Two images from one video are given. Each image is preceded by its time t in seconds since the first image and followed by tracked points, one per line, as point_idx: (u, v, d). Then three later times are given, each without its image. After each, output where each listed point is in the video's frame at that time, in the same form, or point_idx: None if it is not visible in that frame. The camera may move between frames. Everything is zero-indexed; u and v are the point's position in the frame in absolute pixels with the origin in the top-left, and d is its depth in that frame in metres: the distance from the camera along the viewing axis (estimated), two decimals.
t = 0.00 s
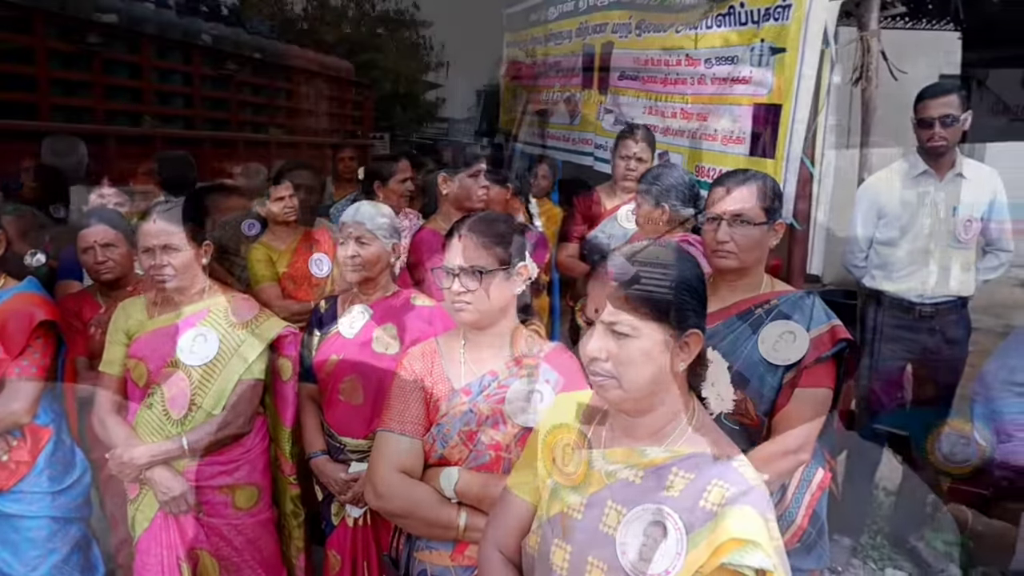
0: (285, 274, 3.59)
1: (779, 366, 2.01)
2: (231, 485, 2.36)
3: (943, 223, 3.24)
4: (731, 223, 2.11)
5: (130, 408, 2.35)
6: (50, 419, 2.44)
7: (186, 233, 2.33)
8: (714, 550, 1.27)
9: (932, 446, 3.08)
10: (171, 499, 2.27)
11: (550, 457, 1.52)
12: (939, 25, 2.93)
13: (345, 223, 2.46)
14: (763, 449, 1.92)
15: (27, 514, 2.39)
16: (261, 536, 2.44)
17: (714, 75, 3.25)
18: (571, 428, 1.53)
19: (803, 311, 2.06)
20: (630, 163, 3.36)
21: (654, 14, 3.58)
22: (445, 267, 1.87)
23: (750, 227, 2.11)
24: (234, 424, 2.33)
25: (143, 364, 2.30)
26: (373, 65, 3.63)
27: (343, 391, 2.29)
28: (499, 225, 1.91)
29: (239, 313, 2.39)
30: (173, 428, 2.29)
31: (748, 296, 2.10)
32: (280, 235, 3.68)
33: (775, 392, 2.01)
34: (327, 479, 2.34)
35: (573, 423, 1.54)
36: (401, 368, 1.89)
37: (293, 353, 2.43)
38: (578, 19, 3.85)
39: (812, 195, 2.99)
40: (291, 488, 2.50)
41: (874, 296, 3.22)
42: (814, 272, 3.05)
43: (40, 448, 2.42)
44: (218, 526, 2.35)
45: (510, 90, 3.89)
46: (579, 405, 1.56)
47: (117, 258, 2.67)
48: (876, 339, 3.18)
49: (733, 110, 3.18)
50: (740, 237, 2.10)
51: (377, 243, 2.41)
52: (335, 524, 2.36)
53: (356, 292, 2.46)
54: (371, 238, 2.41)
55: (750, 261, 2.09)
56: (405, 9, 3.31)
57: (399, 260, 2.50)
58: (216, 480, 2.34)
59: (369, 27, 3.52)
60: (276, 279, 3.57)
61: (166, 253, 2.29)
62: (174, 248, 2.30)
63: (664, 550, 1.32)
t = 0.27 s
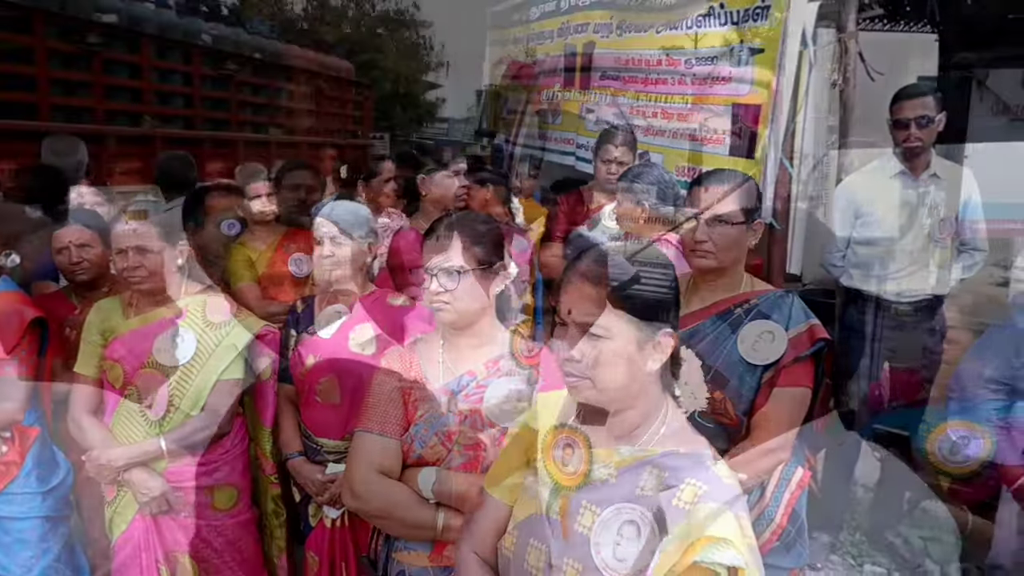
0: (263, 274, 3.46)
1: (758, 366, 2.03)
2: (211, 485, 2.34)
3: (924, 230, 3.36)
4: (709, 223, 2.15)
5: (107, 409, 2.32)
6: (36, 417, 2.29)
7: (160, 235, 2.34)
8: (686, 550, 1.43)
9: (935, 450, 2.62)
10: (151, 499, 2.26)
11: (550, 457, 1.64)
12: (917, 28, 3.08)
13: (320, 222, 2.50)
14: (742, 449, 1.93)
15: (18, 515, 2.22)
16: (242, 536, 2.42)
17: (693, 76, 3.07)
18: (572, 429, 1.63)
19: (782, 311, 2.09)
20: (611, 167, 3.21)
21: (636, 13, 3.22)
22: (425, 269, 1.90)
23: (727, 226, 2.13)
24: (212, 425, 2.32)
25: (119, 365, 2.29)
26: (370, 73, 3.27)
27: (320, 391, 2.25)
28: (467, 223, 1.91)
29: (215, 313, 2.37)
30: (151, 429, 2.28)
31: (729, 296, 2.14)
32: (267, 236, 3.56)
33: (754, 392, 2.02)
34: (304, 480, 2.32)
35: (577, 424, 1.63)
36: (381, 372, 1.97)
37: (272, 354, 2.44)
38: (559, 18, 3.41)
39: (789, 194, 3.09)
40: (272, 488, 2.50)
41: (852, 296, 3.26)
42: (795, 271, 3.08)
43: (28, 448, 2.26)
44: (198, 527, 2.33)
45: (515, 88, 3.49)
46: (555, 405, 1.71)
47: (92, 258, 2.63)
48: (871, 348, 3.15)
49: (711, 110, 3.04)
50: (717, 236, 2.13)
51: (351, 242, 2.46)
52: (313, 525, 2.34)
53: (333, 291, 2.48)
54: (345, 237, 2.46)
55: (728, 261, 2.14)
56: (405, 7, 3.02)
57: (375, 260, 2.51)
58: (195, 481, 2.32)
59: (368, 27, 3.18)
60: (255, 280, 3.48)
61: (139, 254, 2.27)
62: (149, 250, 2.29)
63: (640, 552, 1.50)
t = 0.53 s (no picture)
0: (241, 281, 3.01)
1: (743, 366, 2.10)
2: (196, 486, 2.32)
3: (919, 232, 3.26)
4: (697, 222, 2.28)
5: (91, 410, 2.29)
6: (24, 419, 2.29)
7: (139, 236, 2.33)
8: (671, 545, 1.50)
9: (926, 455, 2.34)
10: (136, 500, 2.24)
11: (551, 454, 1.62)
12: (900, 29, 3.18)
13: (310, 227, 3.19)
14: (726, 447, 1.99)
15: (9, 516, 2.21)
16: (227, 538, 2.38)
17: (681, 77, 3.20)
18: (576, 428, 1.59)
19: (768, 311, 2.15)
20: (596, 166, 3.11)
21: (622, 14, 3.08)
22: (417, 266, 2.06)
23: (713, 224, 2.25)
24: (197, 425, 2.31)
25: (103, 366, 2.28)
26: (366, 69, 2.82)
27: (304, 393, 2.23)
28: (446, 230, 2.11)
29: (201, 313, 2.37)
30: (136, 430, 2.26)
31: (716, 296, 2.23)
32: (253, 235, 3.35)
33: (739, 391, 2.09)
34: (289, 481, 2.28)
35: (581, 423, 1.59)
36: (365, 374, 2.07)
37: (257, 354, 2.42)
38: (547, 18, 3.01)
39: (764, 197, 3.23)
40: (259, 488, 2.41)
41: (838, 293, 3.22)
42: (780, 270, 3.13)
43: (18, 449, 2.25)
44: (182, 528, 2.31)
45: (510, 88, 3.09)
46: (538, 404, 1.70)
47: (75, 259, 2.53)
48: (865, 352, 3.01)
49: (705, 111, 3.26)
50: (705, 234, 2.24)
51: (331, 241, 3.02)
52: (298, 526, 2.31)
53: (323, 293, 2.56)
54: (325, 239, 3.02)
55: (714, 260, 2.24)
56: (402, 5, 2.72)
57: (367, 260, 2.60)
58: (180, 481, 2.30)
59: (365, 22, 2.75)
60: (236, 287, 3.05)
61: (118, 254, 2.27)
62: (125, 249, 2.28)
63: (621, 548, 1.55)
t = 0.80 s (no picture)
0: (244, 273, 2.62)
1: (743, 365, 2.13)
2: (196, 485, 2.30)
3: (922, 232, 3.05)
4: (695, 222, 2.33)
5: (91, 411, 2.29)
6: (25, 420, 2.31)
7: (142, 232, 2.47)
8: (669, 544, 1.77)
9: (928, 457, 2.34)
10: (135, 500, 2.23)
11: (572, 464, 1.86)
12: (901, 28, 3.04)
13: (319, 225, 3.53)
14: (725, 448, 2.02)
15: (8, 517, 2.23)
16: (226, 538, 2.36)
17: (681, 75, 3.25)
18: (602, 437, 1.84)
19: (768, 311, 2.19)
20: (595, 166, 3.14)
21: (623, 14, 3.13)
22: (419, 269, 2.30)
23: (714, 223, 2.31)
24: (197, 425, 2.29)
25: (103, 366, 2.30)
26: (369, 70, 2.73)
27: (303, 393, 2.20)
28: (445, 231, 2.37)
29: (201, 312, 2.45)
30: (135, 431, 2.27)
31: (716, 296, 2.27)
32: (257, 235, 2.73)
33: (739, 390, 2.10)
34: (288, 481, 2.25)
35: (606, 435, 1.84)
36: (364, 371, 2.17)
37: (257, 352, 2.42)
38: (547, 18, 3.06)
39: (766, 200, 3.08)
40: (259, 488, 2.35)
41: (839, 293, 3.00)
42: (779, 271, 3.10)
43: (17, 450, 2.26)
44: (181, 527, 2.30)
45: (512, 89, 3.17)
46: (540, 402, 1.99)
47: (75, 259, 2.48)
48: (865, 352, 2.84)
49: (708, 113, 3.23)
50: (707, 233, 2.29)
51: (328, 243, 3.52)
52: (298, 527, 2.30)
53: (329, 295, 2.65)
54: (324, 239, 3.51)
55: (715, 259, 2.28)
56: (405, 6, 2.67)
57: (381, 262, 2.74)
58: (179, 481, 2.28)
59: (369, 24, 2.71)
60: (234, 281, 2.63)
61: (118, 254, 2.40)
62: (125, 250, 2.41)
63: (624, 551, 1.82)
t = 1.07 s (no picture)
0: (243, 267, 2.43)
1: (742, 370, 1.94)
2: (197, 484, 2.10)
3: (920, 230, 2.78)
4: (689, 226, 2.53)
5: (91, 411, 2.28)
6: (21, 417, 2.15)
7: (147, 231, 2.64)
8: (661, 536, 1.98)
9: (928, 459, 2.36)
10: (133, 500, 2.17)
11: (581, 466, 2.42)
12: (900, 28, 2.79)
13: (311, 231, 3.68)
14: (722, 452, 2.01)
15: None
16: (228, 539, 2.11)
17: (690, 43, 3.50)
18: (609, 446, 2.42)
19: (768, 313, 2.08)
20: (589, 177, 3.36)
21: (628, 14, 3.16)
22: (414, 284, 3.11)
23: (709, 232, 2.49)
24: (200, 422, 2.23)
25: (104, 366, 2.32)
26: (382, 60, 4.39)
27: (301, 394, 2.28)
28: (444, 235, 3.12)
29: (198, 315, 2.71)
30: (135, 428, 2.34)
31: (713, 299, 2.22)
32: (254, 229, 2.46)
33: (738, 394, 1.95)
34: (287, 480, 2.19)
35: (612, 445, 2.41)
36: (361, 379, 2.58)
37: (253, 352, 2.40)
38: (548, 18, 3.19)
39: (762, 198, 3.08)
40: (261, 486, 2.16)
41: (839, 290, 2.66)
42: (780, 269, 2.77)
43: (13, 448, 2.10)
44: (182, 528, 2.10)
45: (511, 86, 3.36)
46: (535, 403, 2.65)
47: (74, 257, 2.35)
48: (865, 352, 2.74)
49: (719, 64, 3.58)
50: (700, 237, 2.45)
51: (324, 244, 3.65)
52: (298, 527, 2.21)
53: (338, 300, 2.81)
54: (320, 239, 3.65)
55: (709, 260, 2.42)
56: (409, 11, 4.12)
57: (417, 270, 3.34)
58: (180, 479, 2.10)
59: (371, 28, 4.28)
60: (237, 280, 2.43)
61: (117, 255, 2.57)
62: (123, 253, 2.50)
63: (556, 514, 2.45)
